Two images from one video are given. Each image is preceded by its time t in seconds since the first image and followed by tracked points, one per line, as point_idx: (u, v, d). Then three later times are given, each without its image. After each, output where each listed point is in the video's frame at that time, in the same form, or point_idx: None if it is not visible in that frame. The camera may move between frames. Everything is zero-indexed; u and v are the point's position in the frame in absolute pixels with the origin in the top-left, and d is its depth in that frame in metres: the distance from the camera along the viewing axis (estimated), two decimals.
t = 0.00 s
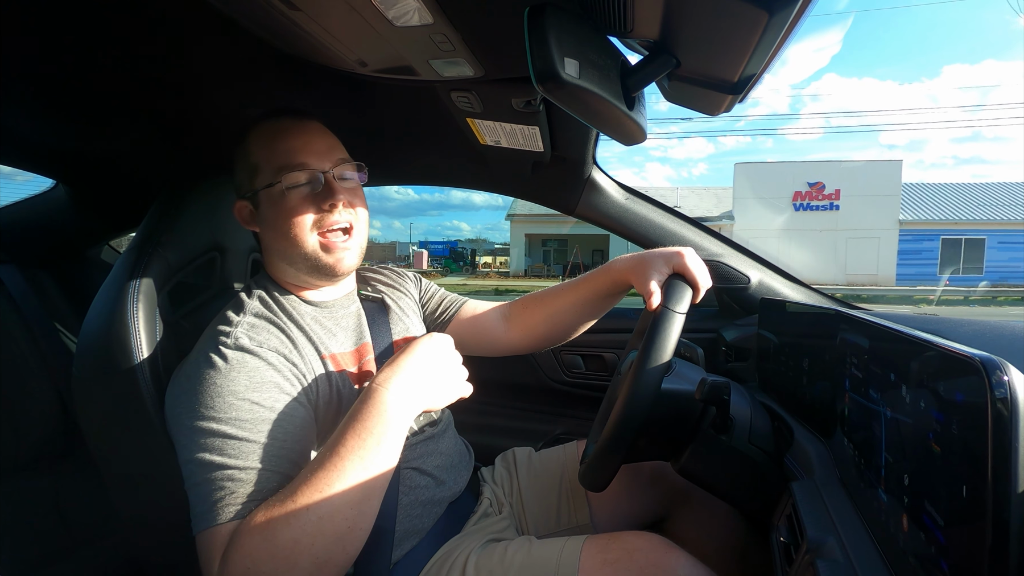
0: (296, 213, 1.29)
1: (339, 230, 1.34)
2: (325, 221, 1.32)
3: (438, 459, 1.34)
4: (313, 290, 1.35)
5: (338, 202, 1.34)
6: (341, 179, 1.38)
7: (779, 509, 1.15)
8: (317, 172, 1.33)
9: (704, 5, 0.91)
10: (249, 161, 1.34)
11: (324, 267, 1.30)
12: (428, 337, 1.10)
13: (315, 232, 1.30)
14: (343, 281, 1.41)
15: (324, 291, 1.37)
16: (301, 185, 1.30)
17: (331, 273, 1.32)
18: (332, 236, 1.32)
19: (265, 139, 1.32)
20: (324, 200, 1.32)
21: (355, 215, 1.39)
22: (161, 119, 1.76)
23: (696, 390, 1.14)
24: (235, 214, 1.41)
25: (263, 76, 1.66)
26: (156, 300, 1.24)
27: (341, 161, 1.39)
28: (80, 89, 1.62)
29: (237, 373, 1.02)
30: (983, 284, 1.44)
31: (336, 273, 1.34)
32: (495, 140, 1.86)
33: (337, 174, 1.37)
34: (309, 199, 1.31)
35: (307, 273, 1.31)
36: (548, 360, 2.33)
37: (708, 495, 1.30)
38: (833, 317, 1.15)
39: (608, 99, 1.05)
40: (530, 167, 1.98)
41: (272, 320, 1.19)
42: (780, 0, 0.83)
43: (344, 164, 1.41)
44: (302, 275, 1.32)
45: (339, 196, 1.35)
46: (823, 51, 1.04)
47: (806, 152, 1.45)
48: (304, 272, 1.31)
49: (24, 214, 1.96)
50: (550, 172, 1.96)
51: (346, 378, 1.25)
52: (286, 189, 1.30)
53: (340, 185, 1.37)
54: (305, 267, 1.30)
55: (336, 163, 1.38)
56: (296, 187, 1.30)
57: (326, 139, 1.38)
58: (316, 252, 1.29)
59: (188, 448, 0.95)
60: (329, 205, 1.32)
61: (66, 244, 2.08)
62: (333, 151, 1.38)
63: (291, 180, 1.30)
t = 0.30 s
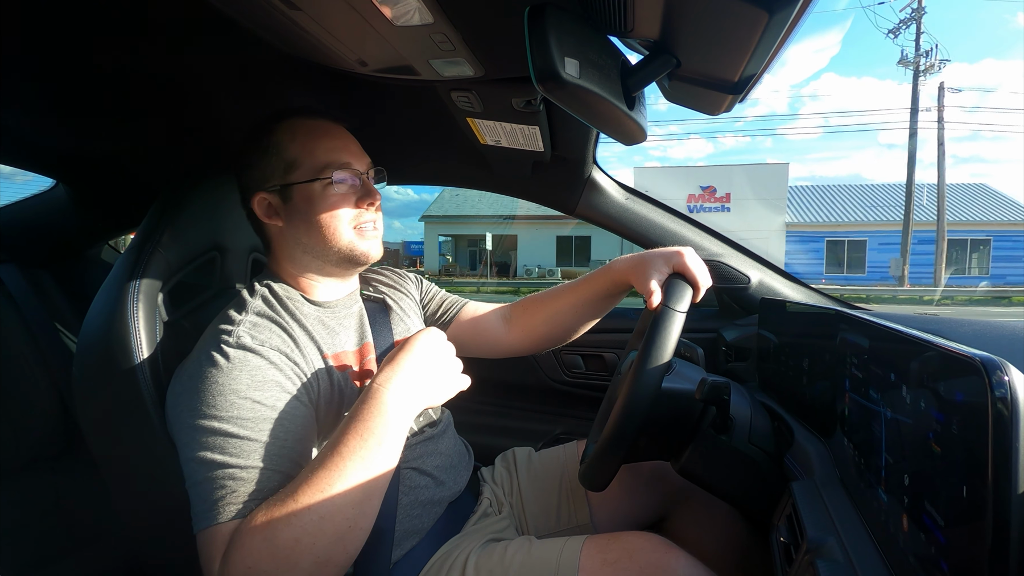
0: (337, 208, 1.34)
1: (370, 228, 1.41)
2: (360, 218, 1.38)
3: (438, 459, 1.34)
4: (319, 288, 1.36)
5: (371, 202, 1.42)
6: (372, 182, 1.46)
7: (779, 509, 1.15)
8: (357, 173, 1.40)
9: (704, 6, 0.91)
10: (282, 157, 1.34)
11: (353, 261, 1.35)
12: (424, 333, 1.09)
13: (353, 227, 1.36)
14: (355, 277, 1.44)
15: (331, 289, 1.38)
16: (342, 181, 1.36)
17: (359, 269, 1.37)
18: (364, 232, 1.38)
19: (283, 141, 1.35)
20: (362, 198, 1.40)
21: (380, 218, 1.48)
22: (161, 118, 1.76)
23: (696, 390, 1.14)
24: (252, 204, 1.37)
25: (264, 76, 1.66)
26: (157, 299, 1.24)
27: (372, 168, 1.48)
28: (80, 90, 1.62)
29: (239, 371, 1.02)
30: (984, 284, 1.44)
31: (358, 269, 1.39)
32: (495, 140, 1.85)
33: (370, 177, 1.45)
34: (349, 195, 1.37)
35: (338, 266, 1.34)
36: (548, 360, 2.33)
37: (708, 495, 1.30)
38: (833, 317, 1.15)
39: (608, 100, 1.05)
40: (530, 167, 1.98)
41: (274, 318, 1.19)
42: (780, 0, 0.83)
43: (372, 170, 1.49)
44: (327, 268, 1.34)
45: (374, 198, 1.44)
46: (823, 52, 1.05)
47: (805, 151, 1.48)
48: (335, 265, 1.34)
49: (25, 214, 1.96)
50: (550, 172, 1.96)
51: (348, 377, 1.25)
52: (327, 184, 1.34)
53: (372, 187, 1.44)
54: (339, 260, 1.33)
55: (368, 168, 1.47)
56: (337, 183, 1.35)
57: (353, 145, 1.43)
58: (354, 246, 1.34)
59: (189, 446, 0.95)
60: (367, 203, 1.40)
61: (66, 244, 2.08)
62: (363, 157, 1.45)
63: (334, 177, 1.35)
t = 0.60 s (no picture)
0: (344, 209, 1.34)
1: (376, 229, 1.41)
2: (367, 219, 1.38)
3: (438, 459, 1.34)
4: (321, 288, 1.36)
5: (379, 202, 1.42)
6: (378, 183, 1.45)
7: (779, 509, 1.15)
8: (365, 174, 1.40)
9: (704, 6, 0.91)
10: (290, 157, 1.34)
11: (357, 263, 1.35)
12: (424, 331, 1.09)
13: (360, 228, 1.36)
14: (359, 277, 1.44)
15: (331, 289, 1.38)
16: (351, 182, 1.36)
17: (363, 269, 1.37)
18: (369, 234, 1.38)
19: (286, 141, 1.35)
20: (369, 200, 1.39)
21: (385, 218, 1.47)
22: (161, 118, 1.76)
23: (696, 389, 1.14)
24: (258, 202, 1.36)
25: (263, 75, 1.66)
26: (157, 300, 1.24)
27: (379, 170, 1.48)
28: (80, 90, 1.62)
29: (240, 371, 1.02)
30: (984, 284, 1.43)
31: (362, 271, 1.39)
32: (495, 140, 1.85)
33: (377, 179, 1.44)
34: (356, 197, 1.36)
35: (343, 266, 1.34)
36: (548, 360, 2.32)
37: (708, 495, 1.30)
38: (833, 317, 1.15)
39: (608, 100, 1.06)
40: (530, 167, 1.98)
41: (274, 318, 1.19)
42: (780, 0, 0.83)
43: (379, 171, 1.49)
44: (330, 269, 1.34)
45: (381, 198, 1.43)
46: (823, 52, 1.05)
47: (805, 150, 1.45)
48: (339, 265, 1.34)
49: (24, 214, 1.96)
50: (550, 172, 1.96)
51: (347, 377, 1.25)
52: (334, 186, 1.34)
53: (380, 188, 1.44)
54: (344, 261, 1.33)
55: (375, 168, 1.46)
56: (344, 185, 1.35)
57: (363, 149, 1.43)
58: (360, 247, 1.34)
59: (190, 446, 0.95)
60: (374, 204, 1.40)
61: (66, 244, 2.08)
62: (370, 158, 1.45)
63: (342, 179, 1.34)
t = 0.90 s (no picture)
0: (341, 211, 1.34)
1: (373, 231, 1.41)
2: (364, 220, 1.38)
3: (438, 459, 1.34)
4: (320, 289, 1.36)
5: (377, 204, 1.42)
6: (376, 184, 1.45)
7: (779, 509, 1.15)
8: (363, 175, 1.40)
9: (704, 6, 0.91)
10: (289, 158, 1.34)
11: (356, 264, 1.35)
12: (425, 331, 1.08)
13: (357, 231, 1.36)
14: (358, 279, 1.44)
15: (331, 290, 1.38)
16: (348, 183, 1.36)
17: (360, 271, 1.37)
18: (367, 236, 1.38)
19: (285, 142, 1.35)
20: (366, 201, 1.39)
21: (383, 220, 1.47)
22: (161, 118, 1.75)
23: (696, 390, 1.14)
24: (257, 203, 1.36)
25: (263, 76, 1.66)
26: (157, 300, 1.24)
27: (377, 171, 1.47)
28: (81, 91, 1.62)
29: (240, 371, 1.02)
30: (985, 284, 1.36)
31: (361, 272, 1.39)
32: (495, 140, 1.85)
33: (376, 180, 1.44)
34: (354, 198, 1.36)
35: (340, 268, 1.34)
36: (548, 360, 2.32)
37: (708, 495, 1.30)
38: (834, 317, 1.15)
39: (608, 100, 1.05)
40: (530, 167, 1.98)
41: (274, 318, 1.19)
42: (780, 0, 0.83)
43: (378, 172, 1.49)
44: (329, 270, 1.34)
45: (380, 200, 1.44)
46: (823, 52, 1.05)
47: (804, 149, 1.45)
48: (337, 267, 1.34)
49: (25, 215, 1.97)
50: (550, 172, 1.96)
51: (347, 377, 1.25)
52: (333, 187, 1.34)
53: (377, 188, 1.44)
54: (343, 261, 1.33)
55: (374, 169, 1.46)
56: (341, 186, 1.35)
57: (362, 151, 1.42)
58: (357, 250, 1.34)
59: (190, 445, 0.95)
60: (371, 206, 1.40)
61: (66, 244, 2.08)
62: (369, 159, 1.44)
63: (340, 180, 1.34)
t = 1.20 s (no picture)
0: (339, 210, 1.34)
1: (373, 230, 1.41)
2: (361, 220, 1.38)
3: (438, 459, 1.34)
4: (319, 288, 1.36)
5: (375, 204, 1.43)
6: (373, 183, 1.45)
7: (779, 508, 1.15)
8: (359, 175, 1.40)
9: (703, 5, 0.91)
10: (285, 158, 1.34)
11: (354, 263, 1.35)
12: (429, 331, 1.08)
13: (357, 230, 1.36)
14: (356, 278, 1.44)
15: (330, 289, 1.38)
16: (345, 183, 1.36)
17: (359, 270, 1.37)
18: (366, 235, 1.38)
19: (283, 141, 1.35)
20: (364, 201, 1.39)
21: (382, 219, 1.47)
22: (161, 118, 1.75)
23: (696, 389, 1.14)
24: (253, 204, 1.36)
25: (263, 75, 1.66)
26: (157, 300, 1.24)
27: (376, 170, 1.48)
28: (81, 91, 1.62)
29: (238, 370, 1.02)
30: (984, 281, 1.34)
31: (360, 271, 1.38)
32: (495, 139, 1.85)
33: (373, 179, 1.45)
34: (351, 197, 1.37)
35: (339, 267, 1.34)
36: (548, 360, 2.33)
37: (708, 495, 1.30)
38: (833, 317, 1.15)
39: (608, 100, 1.05)
40: (530, 167, 1.98)
41: (272, 317, 1.19)
42: None
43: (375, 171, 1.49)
44: (328, 269, 1.34)
45: (376, 199, 1.43)
46: (822, 53, 1.06)
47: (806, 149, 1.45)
48: (335, 266, 1.34)
49: (25, 214, 1.97)
50: (550, 172, 1.96)
51: (347, 376, 1.25)
52: (330, 186, 1.34)
53: (375, 188, 1.45)
54: (342, 260, 1.33)
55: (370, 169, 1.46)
56: (337, 186, 1.35)
57: (358, 150, 1.43)
58: (356, 248, 1.34)
59: (189, 445, 0.95)
60: (368, 206, 1.40)
61: (66, 243, 2.09)
62: (366, 158, 1.45)
63: (337, 180, 1.35)
